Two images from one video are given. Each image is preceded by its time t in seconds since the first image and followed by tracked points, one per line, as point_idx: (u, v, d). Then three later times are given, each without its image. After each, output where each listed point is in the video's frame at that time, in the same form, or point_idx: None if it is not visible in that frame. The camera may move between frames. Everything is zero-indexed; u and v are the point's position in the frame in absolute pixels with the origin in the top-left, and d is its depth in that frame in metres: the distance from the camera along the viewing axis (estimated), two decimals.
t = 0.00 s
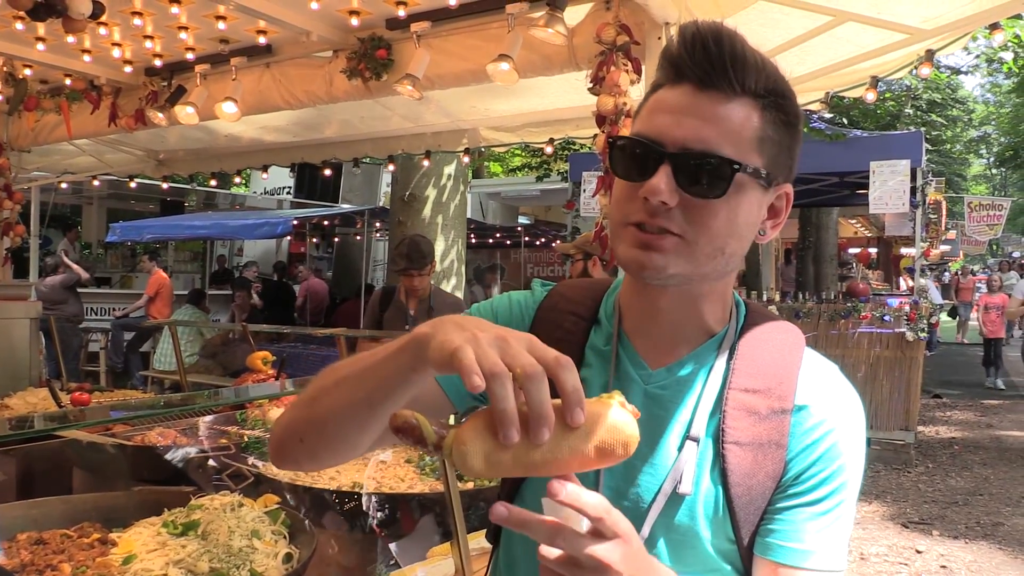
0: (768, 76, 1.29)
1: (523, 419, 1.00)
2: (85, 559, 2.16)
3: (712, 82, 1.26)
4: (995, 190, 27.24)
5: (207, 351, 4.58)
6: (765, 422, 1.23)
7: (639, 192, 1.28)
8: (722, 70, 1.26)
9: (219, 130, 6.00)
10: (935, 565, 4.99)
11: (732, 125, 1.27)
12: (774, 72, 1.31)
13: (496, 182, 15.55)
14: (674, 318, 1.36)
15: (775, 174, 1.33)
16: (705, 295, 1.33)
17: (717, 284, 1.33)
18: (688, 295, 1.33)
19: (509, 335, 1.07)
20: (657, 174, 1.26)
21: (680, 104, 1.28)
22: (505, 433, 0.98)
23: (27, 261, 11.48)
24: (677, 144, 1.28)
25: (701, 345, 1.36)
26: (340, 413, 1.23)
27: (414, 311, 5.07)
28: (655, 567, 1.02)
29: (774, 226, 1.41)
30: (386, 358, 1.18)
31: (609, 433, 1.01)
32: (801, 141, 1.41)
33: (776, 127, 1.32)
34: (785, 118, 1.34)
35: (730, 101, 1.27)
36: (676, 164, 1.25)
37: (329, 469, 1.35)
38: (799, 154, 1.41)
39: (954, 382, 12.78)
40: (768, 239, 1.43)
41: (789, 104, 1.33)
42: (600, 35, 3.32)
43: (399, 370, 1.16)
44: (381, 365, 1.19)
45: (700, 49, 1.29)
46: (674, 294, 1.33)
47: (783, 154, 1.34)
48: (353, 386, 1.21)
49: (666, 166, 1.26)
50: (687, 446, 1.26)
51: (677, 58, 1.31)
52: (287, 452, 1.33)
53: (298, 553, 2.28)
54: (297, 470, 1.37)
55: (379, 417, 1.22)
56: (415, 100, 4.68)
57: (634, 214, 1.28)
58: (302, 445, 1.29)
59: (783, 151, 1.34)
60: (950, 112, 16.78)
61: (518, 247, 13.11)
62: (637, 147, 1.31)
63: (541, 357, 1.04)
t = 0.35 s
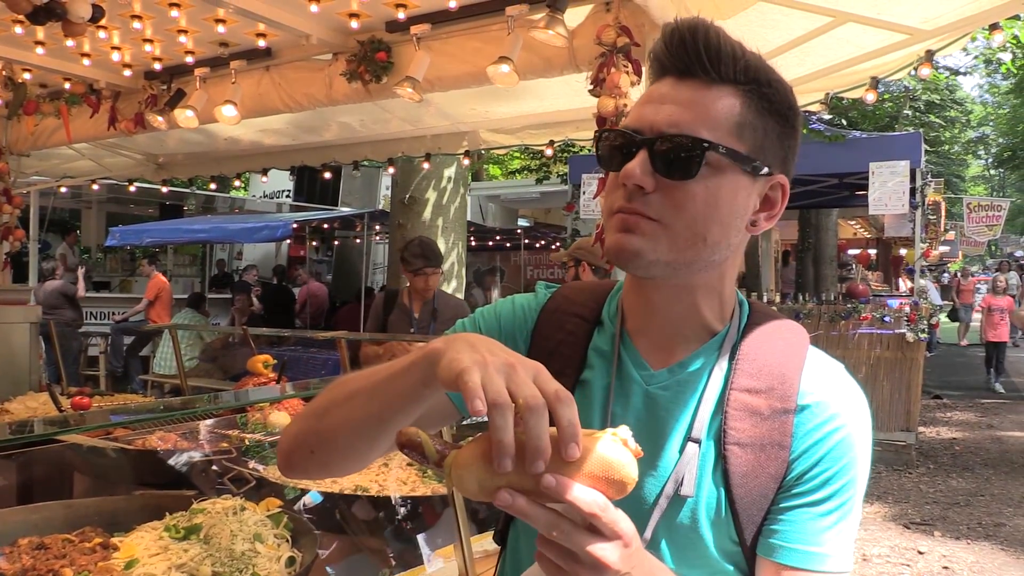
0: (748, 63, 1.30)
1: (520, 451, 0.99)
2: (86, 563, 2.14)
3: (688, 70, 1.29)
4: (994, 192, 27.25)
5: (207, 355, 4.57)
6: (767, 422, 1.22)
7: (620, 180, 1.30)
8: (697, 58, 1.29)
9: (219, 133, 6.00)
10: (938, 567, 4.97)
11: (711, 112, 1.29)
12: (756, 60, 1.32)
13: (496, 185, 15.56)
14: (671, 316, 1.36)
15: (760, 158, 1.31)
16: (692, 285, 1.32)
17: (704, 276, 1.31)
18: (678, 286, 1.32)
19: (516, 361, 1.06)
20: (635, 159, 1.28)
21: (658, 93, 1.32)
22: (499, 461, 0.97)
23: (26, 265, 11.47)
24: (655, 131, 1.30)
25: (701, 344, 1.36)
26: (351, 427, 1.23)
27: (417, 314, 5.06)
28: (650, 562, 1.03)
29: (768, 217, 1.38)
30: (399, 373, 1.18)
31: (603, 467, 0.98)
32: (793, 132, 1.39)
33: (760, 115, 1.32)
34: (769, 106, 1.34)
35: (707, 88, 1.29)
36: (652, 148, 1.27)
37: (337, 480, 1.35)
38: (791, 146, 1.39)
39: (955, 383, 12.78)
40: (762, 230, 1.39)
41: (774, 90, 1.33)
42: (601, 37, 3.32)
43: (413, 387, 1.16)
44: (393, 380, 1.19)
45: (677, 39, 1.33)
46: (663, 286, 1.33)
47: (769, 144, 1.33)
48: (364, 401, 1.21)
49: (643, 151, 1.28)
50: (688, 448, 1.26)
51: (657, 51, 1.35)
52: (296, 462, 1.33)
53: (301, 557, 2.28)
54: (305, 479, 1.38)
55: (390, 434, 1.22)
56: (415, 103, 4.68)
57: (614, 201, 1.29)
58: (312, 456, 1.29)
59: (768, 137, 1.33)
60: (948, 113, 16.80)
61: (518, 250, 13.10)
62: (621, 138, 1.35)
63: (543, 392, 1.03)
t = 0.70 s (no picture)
0: (751, 59, 1.29)
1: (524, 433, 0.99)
2: (92, 564, 2.14)
3: (693, 67, 1.29)
4: (998, 191, 27.15)
5: (211, 356, 4.58)
6: (775, 418, 1.22)
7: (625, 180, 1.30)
8: (702, 54, 1.28)
9: (223, 134, 6.02)
10: (944, 567, 4.95)
11: (715, 109, 1.28)
12: (759, 55, 1.32)
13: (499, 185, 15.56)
14: (675, 314, 1.35)
15: (766, 154, 1.31)
16: (697, 284, 1.31)
17: (710, 274, 1.30)
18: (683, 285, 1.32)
19: (513, 354, 1.05)
20: (641, 160, 1.28)
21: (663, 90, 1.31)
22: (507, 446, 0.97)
23: (30, 267, 11.50)
24: (660, 129, 1.29)
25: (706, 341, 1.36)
26: (356, 435, 1.23)
27: (432, 316, 5.06)
28: (660, 566, 1.02)
29: (774, 212, 1.36)
30: (398, 376, 1.18)
31: (619, 465, 0.98)
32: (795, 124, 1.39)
33: (764, 111, 1.32)
34: (773, 101, 1.33)
35: (711, 85, 1.29)
36: (658, 148, 1.26)
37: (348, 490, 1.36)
38: (794, 139, 1.39)
39: (960, 383, 12.74)
40: (769, 226, 1.37)
41: (775, 84, 1.32)
42: (605, 36, 3.33)
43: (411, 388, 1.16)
44: (392, 385, 1.18)
45: (679, 35, 1.33)
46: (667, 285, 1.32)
47: (773, 139, 1.33)
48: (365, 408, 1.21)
49: (647, 152, 1.27)
50: (695, 445, 1.25)
51: (660, 47, 1.34)
52: (306, 476, 1.34)
53: (306, 557, 2.29)
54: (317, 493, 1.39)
55: (395, 438, 1.22)
56: (418, 103, 4.68)
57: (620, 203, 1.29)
58: (321, 468, 1.30)
59: (772, 132, 1.32)
60: (952, 112, 16.77)
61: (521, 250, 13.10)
62: (623, 137, 1.34)
63: (536, 378, 1.04)
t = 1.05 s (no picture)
0: (796, 77, 1.25)
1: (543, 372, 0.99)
2: (97, 561, 2.14)
3: (744, 91, 1.21)
4: (1003, 190, 27.05)
5: (216, 354, 4.59)
6: (780, 412, 1.20)
7: (678, 211, 1.23)
8: (753, 78, 1.21)
9: (227, 133, 6.02)
10: (949, 566, 4.93)
11: (767, 134, 1.23)
12: (797, 68, 1.27)
13: (503, 184, 15.56)
14: (691, 315, 1.33)
15: (800, 172, 1.31)
16: (729, 297, 1.32)
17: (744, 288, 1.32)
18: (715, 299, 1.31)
19: (516, 298, 1.09)
20: (697, 194, 1.22)
21: (708, 114, 1.23)
22: (528, 382, 0.97)
23: (35, 266, 11.54)
24: (713, 161, 1.23)
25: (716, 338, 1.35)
26: (352, 399, 1.22)
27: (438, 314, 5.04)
28: (678, 526, 1.00)
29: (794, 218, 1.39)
30: (394, 338, 1.18)
31: (643, 395, 1.01)
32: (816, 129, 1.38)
33: (802, 126, 1.29)
34: (808, 114, 1.30)
35: (764, 109, 1.21)
36: (714, 184, 1.22)
37: (343, 466, 1.34)
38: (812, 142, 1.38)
39: (965, 382, 12.69)
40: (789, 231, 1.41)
41: (811, 99, 1.29)
42: (609, 34, 3.31)
43: (408, 347, 1.15)
44: (389, 346, 1.18)
45: (727, 54, 1.23)
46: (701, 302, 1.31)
47: (806, 149, 1.31)
48: (362, 370, 1.21)
49: (705, 187, 1.22)
50: (701, 439, 1.25)
51: (701, 61, 1.23)
52: (300, 449, 1.32)
53: (310, 555, 2.29)
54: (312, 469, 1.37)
55: (390, 402, 1.21)
56: (423, 102, 4.68)
57: (669, 234, 1.24)
58: (316, 439, 1.28)
59: (807, 146, 1.31)
60: (957, 111, 16.72)
61: (525, 249, 13.09)
62: (664, 161, 1.26)
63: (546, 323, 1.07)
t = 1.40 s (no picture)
0: (851, 102, 1.22)
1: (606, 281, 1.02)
2: (102, 561, 2.15)
3: (801, 109, 1.17)
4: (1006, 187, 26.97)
5: (220, 354, 4.59)
6: (792, 412, 1.19)
7: (710, 219, 1.20)
8: (812, 98, 1.17)
9: (230, 132, 6.02)
10: (955, 563, 4.91)
11: (815, 155, 1.19)
12: (855, 93, 1.24)
13: (505, 183, 15.55)
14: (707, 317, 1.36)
15: (835, 197, 1.29)
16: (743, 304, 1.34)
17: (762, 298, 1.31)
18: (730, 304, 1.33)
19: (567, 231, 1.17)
20: (731, 205, 1.18)
21: (759, 124, 1.18)
22: (598, 289, 1.00)
23: (39, 267, 11.56)
24: (758, 175, 1.19)
25: (730, 340, 1.36)
26: (376, 359, 1.24)
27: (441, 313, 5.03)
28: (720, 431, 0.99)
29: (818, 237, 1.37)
30: (427, 293, 1.22)
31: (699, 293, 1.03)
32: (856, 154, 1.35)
33: (846, 151, 1.26)
34: (854, 140, 1.27)
35: (816, 130, 1.18)
36: (754, 198, 1.18)
37: (353, 437, 1.33)
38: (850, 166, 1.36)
39: (970, 379, 12.65)
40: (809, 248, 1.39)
41: (858, 126, 1.27)
42: (612, 31, 3.29)
43: (442, 299, 1.19)
44: (421, 299, 1.22)
45: (792, 67, 1.18)
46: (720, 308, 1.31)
47: (845, 172, 1.29)
48: (387, 328, 1.24)
49: (743, 198, 1.18)
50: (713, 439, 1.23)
51: (762, 70, 1.19)
52: (312, 419, 1.33)
53: (316, 554, 2.29)
54: (319, 444, 1.36)
55: (415, 359, 1.23)
56: (425, 100, 4.67)
57: (698, 239, 1.22)
58: (330, 406, 1.29)
59: (845, 172, 1.29)
60: (960, 107, 16.67)
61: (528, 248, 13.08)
62: (702, 165, 1.22)
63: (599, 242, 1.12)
